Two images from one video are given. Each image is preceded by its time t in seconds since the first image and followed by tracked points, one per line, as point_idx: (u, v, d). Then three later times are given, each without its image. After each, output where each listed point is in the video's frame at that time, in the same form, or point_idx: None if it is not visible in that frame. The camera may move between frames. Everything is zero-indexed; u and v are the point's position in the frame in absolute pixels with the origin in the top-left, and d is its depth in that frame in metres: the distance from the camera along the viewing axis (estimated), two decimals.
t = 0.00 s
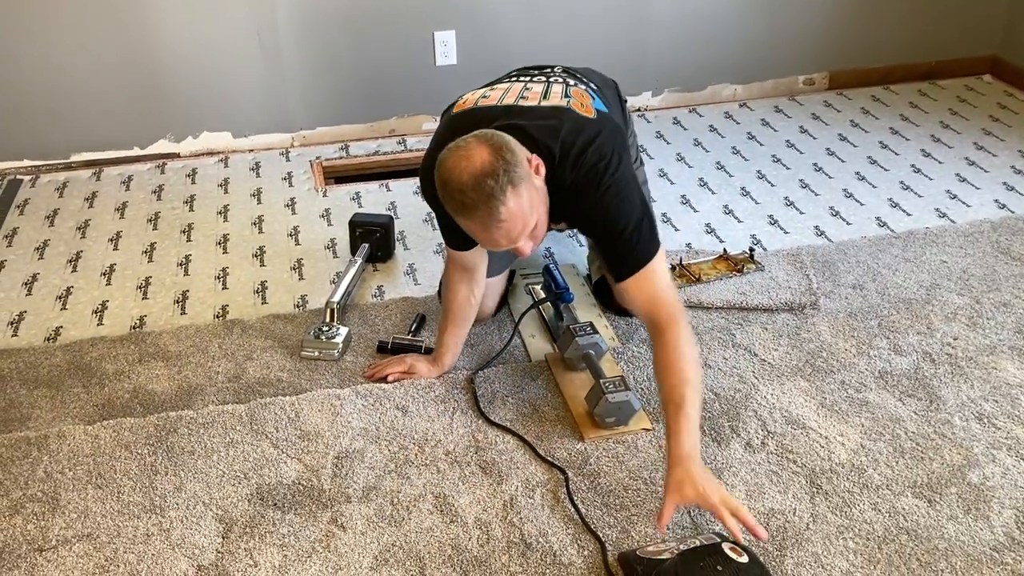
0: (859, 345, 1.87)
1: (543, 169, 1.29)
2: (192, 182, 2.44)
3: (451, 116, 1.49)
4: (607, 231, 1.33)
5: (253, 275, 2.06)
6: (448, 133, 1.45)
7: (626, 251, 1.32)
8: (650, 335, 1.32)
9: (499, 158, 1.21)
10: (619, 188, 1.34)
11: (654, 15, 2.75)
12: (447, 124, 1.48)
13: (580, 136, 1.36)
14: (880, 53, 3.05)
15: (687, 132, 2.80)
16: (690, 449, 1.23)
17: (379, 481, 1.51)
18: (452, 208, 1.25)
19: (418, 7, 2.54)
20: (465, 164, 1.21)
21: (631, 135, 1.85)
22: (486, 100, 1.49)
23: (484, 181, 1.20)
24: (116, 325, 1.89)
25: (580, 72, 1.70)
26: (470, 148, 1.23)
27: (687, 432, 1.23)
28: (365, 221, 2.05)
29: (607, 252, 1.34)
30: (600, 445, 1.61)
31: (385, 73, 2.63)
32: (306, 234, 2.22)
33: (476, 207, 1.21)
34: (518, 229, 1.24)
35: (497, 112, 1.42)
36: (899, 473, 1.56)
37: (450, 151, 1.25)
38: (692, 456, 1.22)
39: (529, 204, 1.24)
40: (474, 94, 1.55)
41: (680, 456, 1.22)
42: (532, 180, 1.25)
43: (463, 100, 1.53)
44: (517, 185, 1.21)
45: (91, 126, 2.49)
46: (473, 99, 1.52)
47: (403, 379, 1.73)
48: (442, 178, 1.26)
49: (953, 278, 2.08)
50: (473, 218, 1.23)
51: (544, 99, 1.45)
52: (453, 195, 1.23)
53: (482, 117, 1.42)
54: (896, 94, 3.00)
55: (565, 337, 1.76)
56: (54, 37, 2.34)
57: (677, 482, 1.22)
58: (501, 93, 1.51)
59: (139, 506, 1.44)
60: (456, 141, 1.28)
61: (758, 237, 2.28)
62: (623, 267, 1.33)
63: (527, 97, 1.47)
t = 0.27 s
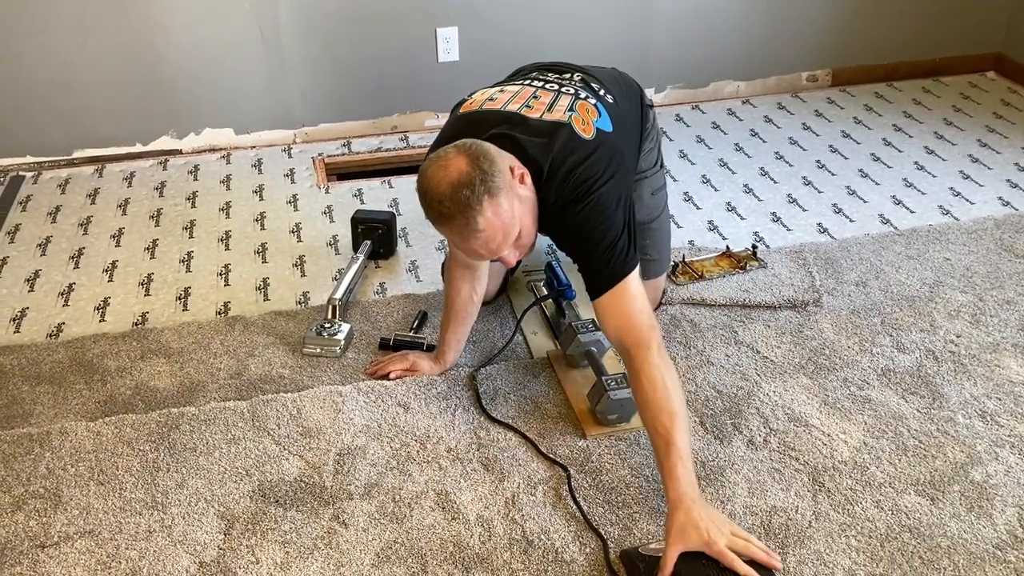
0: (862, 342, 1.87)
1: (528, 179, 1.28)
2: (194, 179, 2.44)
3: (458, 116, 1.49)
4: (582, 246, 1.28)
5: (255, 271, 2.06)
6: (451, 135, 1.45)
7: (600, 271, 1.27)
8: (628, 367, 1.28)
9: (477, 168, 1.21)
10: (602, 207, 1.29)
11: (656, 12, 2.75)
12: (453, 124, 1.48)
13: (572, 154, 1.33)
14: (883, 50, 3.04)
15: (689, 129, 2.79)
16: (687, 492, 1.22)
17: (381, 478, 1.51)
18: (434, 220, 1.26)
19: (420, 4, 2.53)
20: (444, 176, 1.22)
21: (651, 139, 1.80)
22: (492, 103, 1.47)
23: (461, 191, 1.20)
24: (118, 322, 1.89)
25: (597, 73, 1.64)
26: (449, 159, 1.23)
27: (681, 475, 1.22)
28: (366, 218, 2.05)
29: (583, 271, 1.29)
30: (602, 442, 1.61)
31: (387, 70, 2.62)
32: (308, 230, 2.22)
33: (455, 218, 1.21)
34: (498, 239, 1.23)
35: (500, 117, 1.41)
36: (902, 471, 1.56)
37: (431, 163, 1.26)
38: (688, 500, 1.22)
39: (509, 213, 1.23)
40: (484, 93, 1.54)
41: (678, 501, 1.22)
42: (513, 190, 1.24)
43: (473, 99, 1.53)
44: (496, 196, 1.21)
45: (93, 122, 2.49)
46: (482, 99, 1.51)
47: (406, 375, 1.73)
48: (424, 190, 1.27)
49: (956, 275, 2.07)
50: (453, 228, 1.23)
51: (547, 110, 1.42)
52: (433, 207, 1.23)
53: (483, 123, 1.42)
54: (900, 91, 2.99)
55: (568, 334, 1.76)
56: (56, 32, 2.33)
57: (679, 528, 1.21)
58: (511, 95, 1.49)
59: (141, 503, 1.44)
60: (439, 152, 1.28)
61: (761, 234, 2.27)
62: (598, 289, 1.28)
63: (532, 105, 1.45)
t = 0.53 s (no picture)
0: (864, 339, 1.87)
1: (522, 180, 1.27)
2: (195, 176, 2.44)
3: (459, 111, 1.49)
4: (583, 247, 1.28)
5: (256, 269, 2.06)
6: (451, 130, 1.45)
7: (603, 272, 1.27)
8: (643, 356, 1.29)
9: (467, 175, 1.21)
10: (601, 209, 1.29)
11: (658, 8, 2.74)
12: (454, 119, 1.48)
13: (569, 154, 1.32)
14: (886, 46, 3.04)
15: (691, 126, 2.79)
16: (707, 475, 1.23)
17: (383, 475, 1.51)
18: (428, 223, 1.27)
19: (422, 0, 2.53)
20: (435, 183, 1.22)
21: (658, 137, 1.79)
22: (492, 98, 1.47)
23: (451, 199, 1.20)
24: (119, 319, 1.89)
25: (601, 71, 1.63)
26: (440, 165, 1.23)
27: (702, 458, 1.23)
28: (368, 215, 2.05)
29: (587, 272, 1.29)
30: (604, 439, 1.61)
31: (389, 67, 2.62)
32: (310, 228, 2.22)
33: (446, 225, 1.22)
34: (490, 244, 1.24)
35: (499, 114, 1.40)
36: (904, 468, 1.55)
37: (423, 167, 1.26)
38: (710, 483, 1.22)
39: (501, 218, 1.23)
40: (486, 88, 1.53)
41: (699, 485, 1.22)
42: (505, 194, 1.24)
43: (474, 94, 1.52)
44: (486, 202, 1.21)
45: (94, 120, 2.49)
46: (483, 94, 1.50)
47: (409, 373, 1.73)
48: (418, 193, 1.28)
49: (958, 272, 2.07)
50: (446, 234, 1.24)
51: (546, 109, 1.40)
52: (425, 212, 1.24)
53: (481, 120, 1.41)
54: (902, 89, 2.99)
55: (569, 331, 1.76)
56: (56, 30, 2.33)
57: (699, 509, 1.22)
58: (511, 91, 1.48)
59: (143, 500, 1.44)
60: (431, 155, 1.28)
61: (762, 231, 2.27)
62: (604, 288, 1.28)
63: (530, 102, 1.44)
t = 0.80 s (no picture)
0: (866, 336, 1.87)
1: (516, 157, 1.29)
2: (197, 173, 2.44)
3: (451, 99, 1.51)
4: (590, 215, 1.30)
5: (258, 266, 2.06)
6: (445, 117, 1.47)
7: (612, 242, 1.30)
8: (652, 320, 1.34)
9: (464, 152, 1.21)
10: (604, 177, 1.30)
11: (659, 5, 2.74)
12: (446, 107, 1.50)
13: (564, 125, 1.34)
14: (887, 43, 3.03)
15: (693, 123, 2.79)
16: (698, 436, 1.28)
17: (385, 471, 1.51)
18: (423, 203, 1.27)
19: None
20: (431, 162, 1.22)
21: (654, 130, 1.79)
22: (483, 83, 1.49)
23: (448, 177, 1.20)
24: (121, 316, 1.89)
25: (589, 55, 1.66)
26: (436, 144, 1.23)
27: (695, 419, 1.28)
28: (369, 212, 2.05)
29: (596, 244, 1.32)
30: (605, 435, 1.61)
31: (390, 64, 2.62)
32: (311, 225, 2.22)
33: (443, 203, 1.23)
34: (488, 222, 1.25)
35: (492, 96, 1.42)
36: (905, 464, 1.56)
37: (418, 147, 1.26)
38: (699, 442, 1.28)
39: (497, 195, 1.24)
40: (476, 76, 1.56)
41: (689, 443, 1.28)
42: (501, 171, 1.25)
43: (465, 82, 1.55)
44: (483, 178, 1.22)
45: (95, 117, 2.49)
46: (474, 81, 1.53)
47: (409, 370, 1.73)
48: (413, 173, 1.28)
49: (960, 269, 2.07)
50: (442, 212, 1.24)
51: (537, 86, 1.43)
52: (421, 191, 1.25)
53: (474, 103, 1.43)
54: (903, 85, 2.99)
55: (570, 328, 1.76)
56: (57, 27, 2.33)
57: (688, 467, 1.28)
58: (502, 76, 1.51)
59: (146, 496, 1.44)
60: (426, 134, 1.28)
61: (764, 228, 2.27)
62: (612, 258, 1.31)
63: (522, 83, 1.46)
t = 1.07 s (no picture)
0: (867, 334, 1.87)
1: (509, 123, 1.30)
2: (198, 171, 2.44)
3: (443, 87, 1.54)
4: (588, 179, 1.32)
5: (259, 264, 2.06)
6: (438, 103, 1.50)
7: (611, 206, 1.33)
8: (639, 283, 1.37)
9: (457, 115, 1.21)
10: (601, 139, 1.33)
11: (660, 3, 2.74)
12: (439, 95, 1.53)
13: (557, 91, 1.37)
14: (888, 40, 3.03)
15: (694, 120, 2.79)
16: (675, 392, 1.30)
17: (387, 469, 1.51)
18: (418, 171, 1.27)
19: None
20: (425, 127, 1.22)
21: (648, 124, 1.79)
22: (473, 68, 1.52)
23: (442, 141, 1.20)
24: (123, 313, 1.89)
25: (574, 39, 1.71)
26: (429, 109, 1.24)
27: (671, 376, 1.30)
28: (370, 210, 2.05)
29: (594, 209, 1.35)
30: (606, 432, 1.61)
31: (391, 61, 2.62)
32: (312, 222, 2.22)
33: (438, 167, 1.22)
34: (483, 187, 1.24)
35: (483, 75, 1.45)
36: (906, 462, 1.56)
37: (411, 115, 1.26)
38: (675, 399, 1.30)
39: (491, 159, 1.24)
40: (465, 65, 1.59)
41: (664, 400, 1.30)
42: (495, 136, 1.26)
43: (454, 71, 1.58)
44: (478, 141, 1.22)
45: (96, 115, 2.49)
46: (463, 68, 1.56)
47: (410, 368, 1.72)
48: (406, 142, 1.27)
49: (961, 266, 2.07)
50: (437, 177, 1.24)
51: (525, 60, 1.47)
52: (417, 158, 1.25)
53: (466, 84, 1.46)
54: (904, 82, 2.99)
55: (570, 325, 1.75)
56: (58, 27, 2.33)
57: (663, 423, 1.30)
58: (490, 59, 1.55)
59: (147, 494, 1.44)
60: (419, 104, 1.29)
61: (765, 226, 2.27)
62: (609, 222, 1.35)
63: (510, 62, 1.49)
